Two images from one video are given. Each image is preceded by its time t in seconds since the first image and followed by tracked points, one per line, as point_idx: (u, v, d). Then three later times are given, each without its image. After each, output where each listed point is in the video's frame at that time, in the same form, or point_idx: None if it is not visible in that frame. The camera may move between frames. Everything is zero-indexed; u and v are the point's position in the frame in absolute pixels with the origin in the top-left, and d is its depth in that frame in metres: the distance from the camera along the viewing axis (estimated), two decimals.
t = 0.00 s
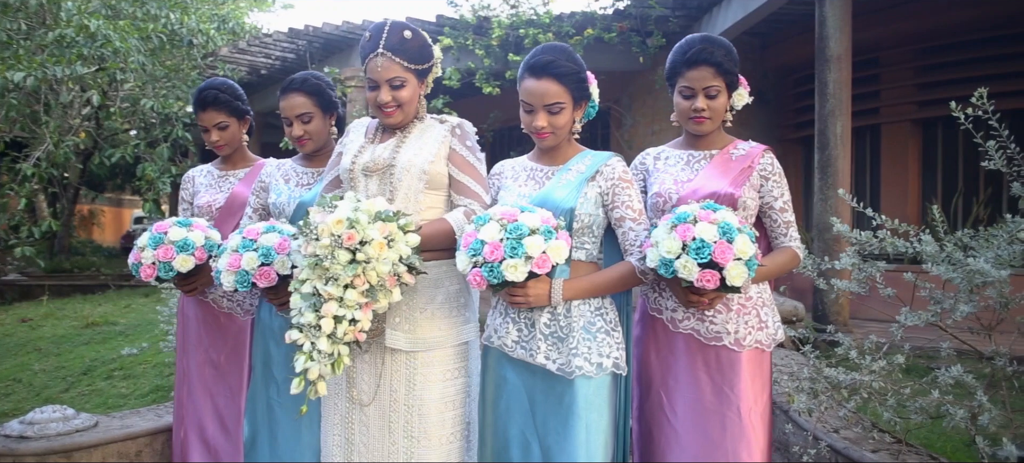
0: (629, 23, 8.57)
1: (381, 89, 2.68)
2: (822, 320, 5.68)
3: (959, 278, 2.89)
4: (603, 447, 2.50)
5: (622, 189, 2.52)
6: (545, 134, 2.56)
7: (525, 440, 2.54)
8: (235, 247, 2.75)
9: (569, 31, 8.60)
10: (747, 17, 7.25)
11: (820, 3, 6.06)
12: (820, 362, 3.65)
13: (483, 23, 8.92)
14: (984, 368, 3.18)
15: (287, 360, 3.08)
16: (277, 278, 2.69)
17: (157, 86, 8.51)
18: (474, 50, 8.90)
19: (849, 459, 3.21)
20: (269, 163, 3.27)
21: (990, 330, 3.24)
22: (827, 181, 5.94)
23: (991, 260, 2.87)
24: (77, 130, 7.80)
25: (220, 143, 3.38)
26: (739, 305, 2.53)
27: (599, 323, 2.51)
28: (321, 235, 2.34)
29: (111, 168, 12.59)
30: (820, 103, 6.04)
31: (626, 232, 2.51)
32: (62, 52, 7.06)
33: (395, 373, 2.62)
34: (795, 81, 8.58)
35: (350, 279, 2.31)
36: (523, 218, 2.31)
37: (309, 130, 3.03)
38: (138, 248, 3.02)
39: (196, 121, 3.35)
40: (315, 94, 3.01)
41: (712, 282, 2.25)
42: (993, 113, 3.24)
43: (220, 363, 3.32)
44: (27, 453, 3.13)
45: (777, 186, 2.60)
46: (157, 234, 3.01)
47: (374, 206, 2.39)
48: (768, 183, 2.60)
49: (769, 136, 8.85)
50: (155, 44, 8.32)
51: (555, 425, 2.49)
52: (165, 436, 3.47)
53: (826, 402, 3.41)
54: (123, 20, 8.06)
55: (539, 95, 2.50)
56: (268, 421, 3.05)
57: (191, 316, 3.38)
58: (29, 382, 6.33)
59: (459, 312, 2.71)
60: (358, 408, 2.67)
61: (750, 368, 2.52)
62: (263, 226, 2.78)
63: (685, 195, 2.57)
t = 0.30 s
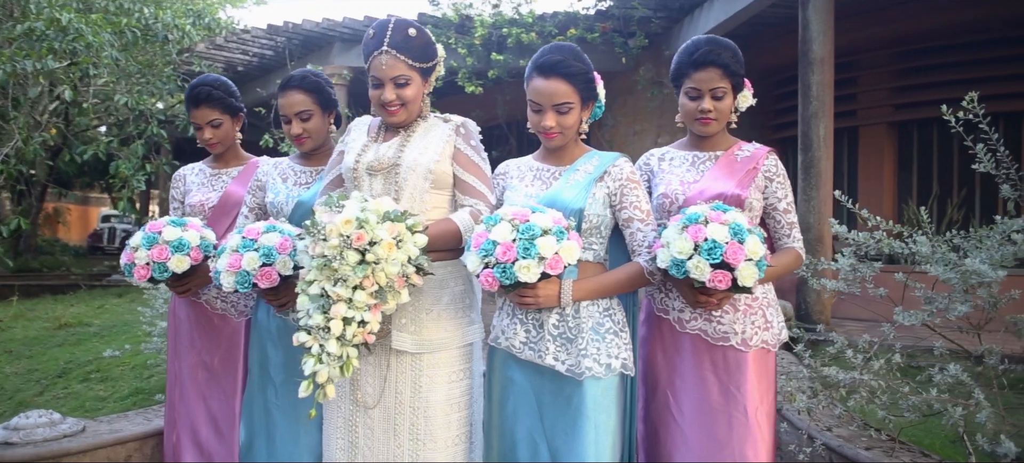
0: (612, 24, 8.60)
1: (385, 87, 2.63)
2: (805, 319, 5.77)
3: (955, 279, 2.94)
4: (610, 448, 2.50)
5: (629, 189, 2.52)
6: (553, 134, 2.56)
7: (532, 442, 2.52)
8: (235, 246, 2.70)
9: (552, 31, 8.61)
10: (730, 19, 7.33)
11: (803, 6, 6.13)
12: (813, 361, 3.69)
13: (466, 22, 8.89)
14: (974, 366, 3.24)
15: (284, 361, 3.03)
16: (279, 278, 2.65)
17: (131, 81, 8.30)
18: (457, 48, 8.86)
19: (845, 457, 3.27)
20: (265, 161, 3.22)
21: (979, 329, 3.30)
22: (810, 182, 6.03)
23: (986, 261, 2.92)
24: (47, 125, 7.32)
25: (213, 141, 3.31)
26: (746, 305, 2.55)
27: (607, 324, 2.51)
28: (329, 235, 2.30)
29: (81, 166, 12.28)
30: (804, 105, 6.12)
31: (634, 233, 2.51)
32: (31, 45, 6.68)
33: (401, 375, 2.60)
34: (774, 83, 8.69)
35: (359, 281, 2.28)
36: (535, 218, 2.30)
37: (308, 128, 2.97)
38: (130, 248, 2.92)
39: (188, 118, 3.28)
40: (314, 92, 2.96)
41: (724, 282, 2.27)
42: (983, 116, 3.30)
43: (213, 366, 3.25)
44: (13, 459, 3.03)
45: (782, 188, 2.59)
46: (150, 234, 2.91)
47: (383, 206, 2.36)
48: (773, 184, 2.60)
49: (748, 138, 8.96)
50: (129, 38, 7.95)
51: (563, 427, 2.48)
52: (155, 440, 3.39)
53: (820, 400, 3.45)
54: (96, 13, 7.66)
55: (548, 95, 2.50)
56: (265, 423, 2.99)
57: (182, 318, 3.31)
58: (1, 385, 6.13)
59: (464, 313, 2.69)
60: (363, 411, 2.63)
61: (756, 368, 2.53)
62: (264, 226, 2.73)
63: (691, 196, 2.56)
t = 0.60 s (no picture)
0: (596, 25, 8.60)
1: (391, 87, 2.60)
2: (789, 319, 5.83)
3: (952, 280, 2.98)
4: (618, 451, 2.50)
5: (638, 192, 2.52)
6: (561, 137, 2.56)
7: (541, 446, 2.51)
8: (235, 249, 2.64)
9: (536, 31, 8.60)
10: (714, 22, 7.38)
11: (787, 10, 6.20)
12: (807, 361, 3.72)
13: (449, 21, 8.83)
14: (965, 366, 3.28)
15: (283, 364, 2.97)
16: (281, 281, 2.61)
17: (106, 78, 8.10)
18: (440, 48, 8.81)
19: (840, 457, 3.30)
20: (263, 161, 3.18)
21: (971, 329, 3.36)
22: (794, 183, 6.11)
23: (982, 262, 2.98)
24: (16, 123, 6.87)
25: (208, 141, 3.23)
26: (753, 307, 2.57)
27: (616, 327, 2.51)
28: (338, 238, 2.26)
29: (51, 165, 11.97)
30: (788, 107, 6.18)
31: (642, 236, 2.51)
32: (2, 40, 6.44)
33: (406, 379, 2.56)
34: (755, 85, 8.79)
35: (369, 284, 2.24)
36: (547, 221, 2.29)
37: (308, 128, 2.91)
38: (123, 250, 2.81)
39: (182, 117, 3.20)
40: (314, 91, 2.89)
41: (736, 285, 2.28)
42: (974, 121, 3.35)
43: (207, 370, 3.16)
44: None
45: (787, 191, 2.60)
46: (144, 236, 2.81)
47: (391, 209, 2.32)
48: (778, 187, 2.60)
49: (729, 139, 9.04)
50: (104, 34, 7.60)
51: (572, 431, 2.47)
52: (145, 447, 3.29)
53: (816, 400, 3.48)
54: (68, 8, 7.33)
55: (558, 97, 2.49)
56: (265, 428, 2.94)
57: (175, 321, 3.22)
58: None
59: (470, 316, 2.67)
60: (368, 416, 2.60)
61: (763, 370, 2.55)
62: (265, 228, 2.68)
63: (698, 199, 2.56)
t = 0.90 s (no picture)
0: (578, 26, 8.63)
1: (394, 88, 2.58)
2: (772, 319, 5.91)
3: (944, 282, 3.04)
4: (622, 454, 2.50)
5: (643, 195, 2.53)
6: (564, 138, 2.56)
7: (546, 449, 2.50)
8: (234, 251, 2.60)
9: (519, 32, 8.60)
10: (696, 25, 7.45)
11: (770, 14, 6.28)
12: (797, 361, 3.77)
13: (432, 21, 8.79)
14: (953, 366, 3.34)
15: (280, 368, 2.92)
16: (281, 284, 2.58)
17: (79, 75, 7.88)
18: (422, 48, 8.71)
19: (832, 456, 3.35)
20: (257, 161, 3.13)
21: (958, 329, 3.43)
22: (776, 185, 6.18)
23: (973, 264, 3.04)
24: None
25: (200, 141, 3.18)
26: (756, 310, 2.59)
27: (620, 330, 2.52)
28: (344, 241, 2.23)
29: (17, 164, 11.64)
30: (772, 110, 6.25)
31: (647, 239, 2.51)
32: None
33: (409, 383, 2.54)
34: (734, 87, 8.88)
35: (376, 288, 2.21)
36: (556, 224, 2.29)
37: (306, 128, 2.87)
38: (114, 253, 2.71)
39: (174, 117, 3.13)
40: (312, 91, 2.86)
41: (742, 288, 2.30)
42: (962, 126, 3.43)
43: (199, 375, 3.09)
44: None
45: (787, 194, 2.61)
46: (137, 237, 2.71)
47: (397, 211, 2.30)
48: (779, 191, 2.61)
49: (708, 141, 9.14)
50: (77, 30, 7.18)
51: (578, 434, 2.47)
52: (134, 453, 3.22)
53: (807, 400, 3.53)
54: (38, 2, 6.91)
55: (562, 97, 2.50)
56: (262, 433, 2.89)
57: (165, 325, 3.14)
58: None
59: (473, 319, 2.65)
60: (370, 420, 2.56)
61: (765, 372, 2.57)
62: (264, 229, 2.64)
63: (701, 203, 2.57)
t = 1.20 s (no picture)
0: (561, 27, 8.66)
1: (401, 88, 2.56)
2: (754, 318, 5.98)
3: (936, 283, 3.11)
4: (629, 454, 2.52)
5: (649, 197, 2.54)
6: (563, 134, 2.59)
7: (554, 449, 2.51)
8: (236, 253, 2.56)
9: (502, 32, 8.59)
10: (680, 27, 7.51)
11: (753, 18, 6.35)
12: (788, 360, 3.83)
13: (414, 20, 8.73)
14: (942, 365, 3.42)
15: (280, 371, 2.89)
16: (285, 286, 2.54)
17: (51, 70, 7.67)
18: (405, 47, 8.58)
19: (825, 454, 3.40)
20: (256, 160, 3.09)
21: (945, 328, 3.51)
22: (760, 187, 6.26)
23: (965, 265, 3.12)
24: None
25: (196, 139, 3.11)
26: (760, 311, 2.63)
27: (627, 331, 2.53)
28: (354, 243, 2.20)
29: None
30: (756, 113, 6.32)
31: (653, 240, 2.53)
32: None
33: (415, 385, 2.52)
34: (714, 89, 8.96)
35: (387, 290, 2.20)
36: (566, 226, 2.30)
37: (308, 126, 2.83)
38: (111, 254, 2.65)
39: (169, 115, 3.07)
40: (315, 89, 2.82)
41: (751, 289, 2.34)
42: (950, 130, 3.50)
43: (195, 378, 3.03)
44: None
45: (790, 196, 2.63)
46: (135, 238, 2.65)
47: (408, 213, 2.28)
48: (781, 193, 2.63)
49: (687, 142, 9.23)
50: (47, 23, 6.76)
51: (586, 435, 2.48)
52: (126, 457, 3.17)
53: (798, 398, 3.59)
54: None
55: (562, 92, 2.55)
56: (262, 437, 2.86)
57: (160, 328, 3.07)
58: None
59: (479, 320, 2.64)
60: (375, 423, 2.54)
61: (769, 371, 2.61)
62: (267, 230, 2.61)
63: (706, 205, 2.58)
